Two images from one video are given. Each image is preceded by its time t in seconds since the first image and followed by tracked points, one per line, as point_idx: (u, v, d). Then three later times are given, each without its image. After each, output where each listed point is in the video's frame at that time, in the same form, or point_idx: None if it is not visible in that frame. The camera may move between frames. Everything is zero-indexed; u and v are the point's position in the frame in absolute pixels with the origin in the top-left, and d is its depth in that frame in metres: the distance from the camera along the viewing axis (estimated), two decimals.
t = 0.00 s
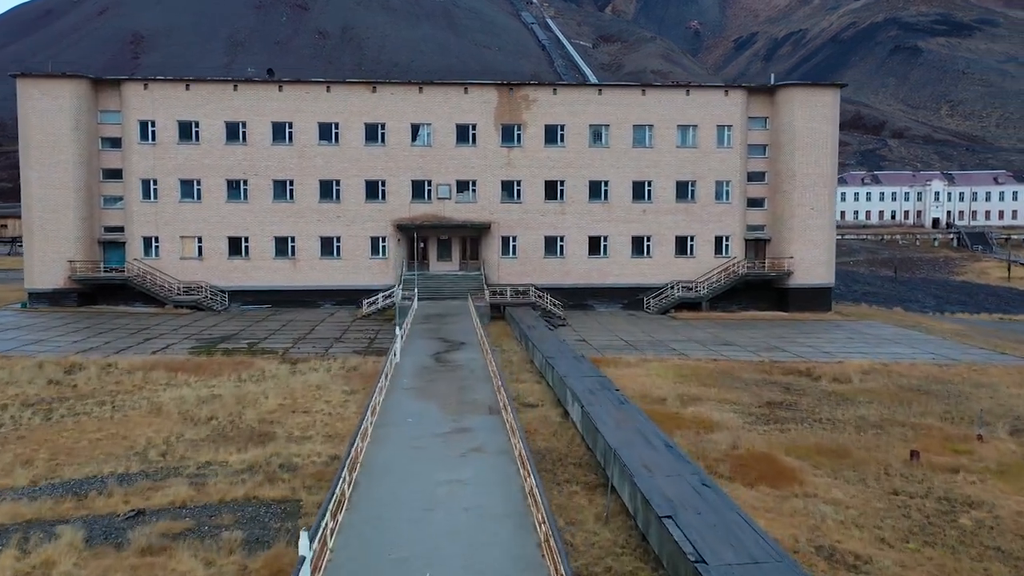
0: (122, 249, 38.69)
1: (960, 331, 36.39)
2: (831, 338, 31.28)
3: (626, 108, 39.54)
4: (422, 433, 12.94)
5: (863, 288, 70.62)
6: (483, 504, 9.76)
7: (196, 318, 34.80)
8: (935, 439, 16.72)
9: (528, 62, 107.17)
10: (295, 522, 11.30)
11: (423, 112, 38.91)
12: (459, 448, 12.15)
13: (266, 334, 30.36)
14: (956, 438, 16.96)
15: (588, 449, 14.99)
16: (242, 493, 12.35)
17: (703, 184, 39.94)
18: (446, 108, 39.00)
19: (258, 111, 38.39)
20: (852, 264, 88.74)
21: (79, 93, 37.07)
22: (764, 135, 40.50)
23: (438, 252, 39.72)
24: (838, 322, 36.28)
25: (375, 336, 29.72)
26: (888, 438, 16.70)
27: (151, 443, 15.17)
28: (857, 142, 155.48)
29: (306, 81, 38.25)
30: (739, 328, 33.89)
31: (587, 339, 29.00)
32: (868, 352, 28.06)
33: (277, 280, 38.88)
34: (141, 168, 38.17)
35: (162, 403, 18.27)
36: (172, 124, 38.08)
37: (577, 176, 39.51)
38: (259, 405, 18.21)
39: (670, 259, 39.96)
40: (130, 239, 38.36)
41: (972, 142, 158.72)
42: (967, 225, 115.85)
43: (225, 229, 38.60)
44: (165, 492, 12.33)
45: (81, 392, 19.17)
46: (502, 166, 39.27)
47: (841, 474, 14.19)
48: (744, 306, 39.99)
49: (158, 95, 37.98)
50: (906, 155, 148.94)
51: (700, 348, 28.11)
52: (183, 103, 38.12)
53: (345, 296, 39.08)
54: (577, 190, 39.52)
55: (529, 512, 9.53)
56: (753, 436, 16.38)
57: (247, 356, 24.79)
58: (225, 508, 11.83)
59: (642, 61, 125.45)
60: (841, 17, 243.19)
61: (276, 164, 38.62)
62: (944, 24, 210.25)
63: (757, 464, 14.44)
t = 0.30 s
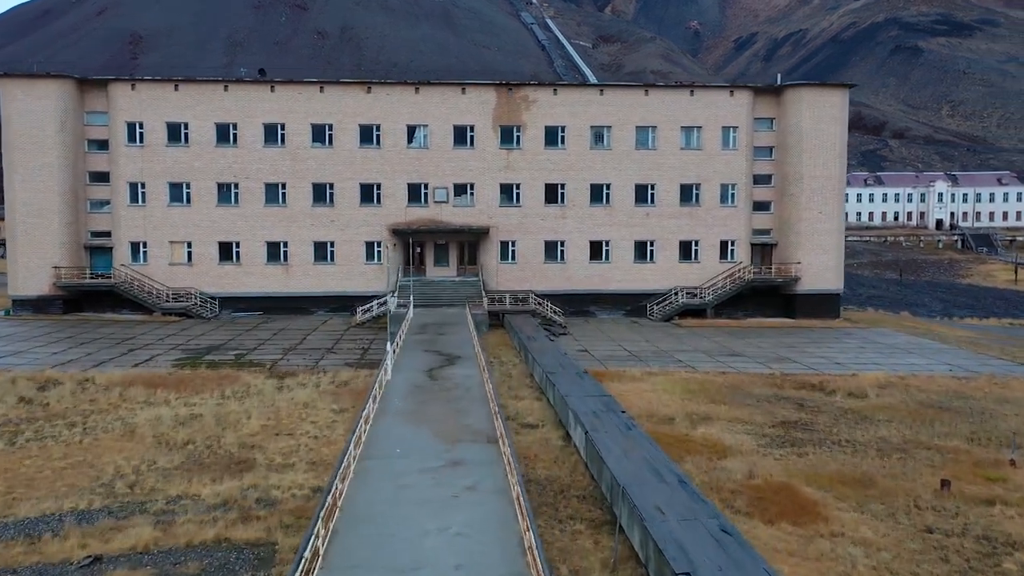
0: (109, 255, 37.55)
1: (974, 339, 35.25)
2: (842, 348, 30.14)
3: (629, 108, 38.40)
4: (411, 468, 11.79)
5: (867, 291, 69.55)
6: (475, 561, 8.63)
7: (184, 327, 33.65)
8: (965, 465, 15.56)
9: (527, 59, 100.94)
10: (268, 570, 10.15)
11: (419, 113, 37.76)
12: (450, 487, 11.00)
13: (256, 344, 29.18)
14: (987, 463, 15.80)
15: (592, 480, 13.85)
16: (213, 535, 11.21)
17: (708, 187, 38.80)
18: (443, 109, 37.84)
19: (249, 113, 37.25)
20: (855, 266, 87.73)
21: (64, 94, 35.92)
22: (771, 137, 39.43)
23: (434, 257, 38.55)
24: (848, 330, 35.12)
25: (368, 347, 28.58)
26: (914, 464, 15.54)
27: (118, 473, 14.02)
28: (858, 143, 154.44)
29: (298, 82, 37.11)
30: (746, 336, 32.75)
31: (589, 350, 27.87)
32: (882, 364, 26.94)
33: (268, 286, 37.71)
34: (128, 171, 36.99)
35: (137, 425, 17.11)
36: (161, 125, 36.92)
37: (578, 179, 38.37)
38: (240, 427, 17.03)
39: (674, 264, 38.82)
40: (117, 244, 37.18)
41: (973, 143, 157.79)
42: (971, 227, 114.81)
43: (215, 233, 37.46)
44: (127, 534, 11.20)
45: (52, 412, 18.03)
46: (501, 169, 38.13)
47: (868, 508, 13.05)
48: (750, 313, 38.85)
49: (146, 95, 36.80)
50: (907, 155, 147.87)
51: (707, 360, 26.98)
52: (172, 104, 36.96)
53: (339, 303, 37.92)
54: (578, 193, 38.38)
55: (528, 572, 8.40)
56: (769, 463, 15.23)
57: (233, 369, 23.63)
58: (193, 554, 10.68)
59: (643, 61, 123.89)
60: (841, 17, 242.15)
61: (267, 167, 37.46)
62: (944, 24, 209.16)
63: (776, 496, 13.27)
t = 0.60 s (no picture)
0: (93, 260, 36.45)
1: (983, 347, 34.29)
2: (850, 357, 29.11)
3: (628, 110, 37.34)
4: (396, 507, 10.70)
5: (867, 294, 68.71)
6: None
7: (169, 335, 32.52)
8: (992, 494, 14.50)
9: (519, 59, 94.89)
10: None
11: (412, 115, 36.67)
12: (438, 532, 9.92)
13: (242, 355, 28.07)
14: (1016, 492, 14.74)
15: (593, 515, 12.78)
16: None
17: (709, 191, 37.77)
18: (437, 110, 36.76)
19: (237, 114, 36.13)
20: (855, 269, 86.86)
21: (46, 94, 34.76)
22: (773, 139, 38.43)
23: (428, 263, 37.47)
24: (854, 338, 34.14)
25: (358, 358, 27.50)
26: (938, 493, 14.49)
27: (80, 507, 12.91)
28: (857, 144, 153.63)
29: (287, 82, 36.00)
30: (749, 345, 31.73)
31: (588, 361, 26.83)
32: (892, 376, 25.93)
33: (257, 293, 36.60)
34: (112, 174, 35.86)
35: (106, 449, 15.99)
36: (146, 127, 35.79)
37: (576, 182, 37.31)
38: (216, 452, 15.93)
39: (674, 270, 37.78)
40: (100, 250, 36.05)
41: (970, 143, 157.24)
42: (970, 228, 114.08)
43: (202, 238, 36.33)
44: None
45: (17, 435, 16.90)
46: (497, 172, 37.05)
47: (894, 545, 12.00)
48: (752, 320, 37.84)
49: (130, 96, 35.66)
50: (905, 156, 147.01)
51: (710, 371, 25.96)
52: (157, 105, 35.82)
53: (330, 310, 36.80)
54: (575, 197, 37.32)
55: None
56: (783, 492, 14.17)
57: (215, 384, 22.53)
58: None
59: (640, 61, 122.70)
60: (838, 16, 241.57)
61: (256, 170, 36.35)
62: (941, 24, 208.50)
63: (794, 534, 12.20)
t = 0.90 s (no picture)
0: (76, 266, 35.30)
1: (994, 357, 33.30)
2: (859, 369, 28.08)
3: (628, 111, 36.26)
4: (378, 560, 9.60)
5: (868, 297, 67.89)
6: None
7: (152, 346, 31.37)
8: None
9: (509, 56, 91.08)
10: None
11: (405, 117, 35.56)
12: None
13: (226, 367, 26.94)
14: None
15: (595, 558, 11.70)
16: None
17: (711, 195, 36.72)
18: (431, 112, 35.66)
19: (224, 115, 35.00)
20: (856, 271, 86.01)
21: (26, 95, 33.59)
22: (777, 141, 37.39)
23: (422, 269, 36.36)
24: (861, 347, 33.11)
25: (348, 370, 26.41)
26: (968, 528, 13.40)
27: (33, 551, 11.77)
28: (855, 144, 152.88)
29: (276, 82, 34.87)
30: (754, 355, 30.69)
31: (587, 373, 25.76)
32: (904, 390, 24.89)
33: (245, 300, 35.46)
34: (95, 177, 34.70)
35: (70, 479, 14.86)
36: (130, 129, 34.66)
37: (574, 186, 36.23)
38: (190, 481, 14.80)
39: (675, 276, 36.72)
40: (83, 256, 34.88)
41: (969, 144, 156.62)
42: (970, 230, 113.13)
43: (188, 244, 35.19)
44: None
45: None
46: (493, 176, 35.96)
47: None
48: (755, 328, 36.79)
49: (113, 97, 34.50)
50: (903, 157, 146.07)
51: (714, 385, 24.89)
52: (142, 106, 34.66)
53: (321, 317, 35.67)
54: (574, 201, 36.26)
55: None
56: (800, 528, 13.07)
57: (195, 402, 21.41)
58: None
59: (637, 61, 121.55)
60: (835, 16, 240.94)
61: (244, 174, 35.23)
62: (938, 25, 207.67)
63: None
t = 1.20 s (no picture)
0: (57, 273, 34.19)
1: (1004, 367, 32.37)
2: (867, 381, 27.10)
3: (627, 113, 35.23)
4: None
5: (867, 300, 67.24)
6: None
7: (135, 357, 30.26)
8: None
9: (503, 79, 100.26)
10: None
11: (398, 119, 34.50)
12: None
13: (209, 381, 25.87)
14: None
15: None
16: None
17: (712, 200, 35.73)
18: (424, 114, 34.59)
19: (210, 118, 33.90)
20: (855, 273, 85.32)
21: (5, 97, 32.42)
22: (779, 145, 36.44)
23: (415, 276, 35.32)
24: (867, 357, 32.15)
25: (336, 384, 25.37)
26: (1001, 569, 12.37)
27: None
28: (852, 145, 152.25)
29: (263, 83, 33.77)
30: (757, 366, 29.70)
31: (586, 388, 24.73)
32: (916, 404, 23.93)
33: (233, 308, 34.38)
34: (77, 182, 33.58)
35: (30, 514, 13.76)
36: (113, 132, 33.55)
37: (571, 190, 35.21)
38: (159, 516, 13.74)
39: (676, 283, 35.71)
40: (64, 263, 33.75)
41: (966, 145, 156.16)
42: (969, 232, 112.01)
43: (173, 251, 34.08)
44: None
45: None
46: (488, 180, 34.91)
47: None
48: (758, 336, 35.83)
49: (96, 98, 33.35)
50: (900, 158, 145.34)
51: (718, 400, 23.88)
52: (125, 108, 33.53)
53: (310, 326, 34.60)
54: (571, 206, 35.24)
55: None
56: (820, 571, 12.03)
57: (173, 421, 20.33)
58: None
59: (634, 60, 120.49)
60: (831, 16, 240.44)
61: (231, 178, 34.14)
62: (933, 25, 207.05)
63: None
